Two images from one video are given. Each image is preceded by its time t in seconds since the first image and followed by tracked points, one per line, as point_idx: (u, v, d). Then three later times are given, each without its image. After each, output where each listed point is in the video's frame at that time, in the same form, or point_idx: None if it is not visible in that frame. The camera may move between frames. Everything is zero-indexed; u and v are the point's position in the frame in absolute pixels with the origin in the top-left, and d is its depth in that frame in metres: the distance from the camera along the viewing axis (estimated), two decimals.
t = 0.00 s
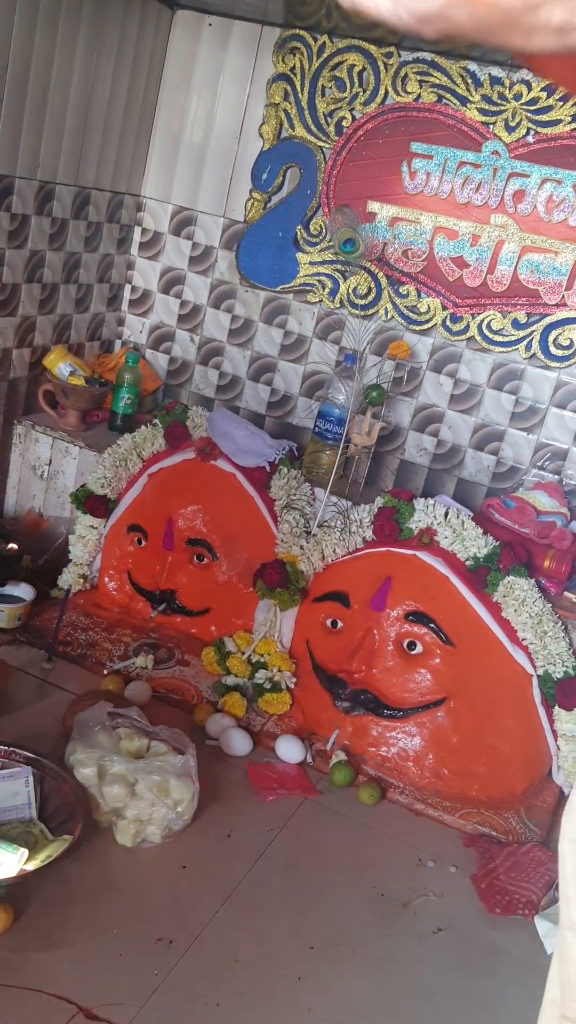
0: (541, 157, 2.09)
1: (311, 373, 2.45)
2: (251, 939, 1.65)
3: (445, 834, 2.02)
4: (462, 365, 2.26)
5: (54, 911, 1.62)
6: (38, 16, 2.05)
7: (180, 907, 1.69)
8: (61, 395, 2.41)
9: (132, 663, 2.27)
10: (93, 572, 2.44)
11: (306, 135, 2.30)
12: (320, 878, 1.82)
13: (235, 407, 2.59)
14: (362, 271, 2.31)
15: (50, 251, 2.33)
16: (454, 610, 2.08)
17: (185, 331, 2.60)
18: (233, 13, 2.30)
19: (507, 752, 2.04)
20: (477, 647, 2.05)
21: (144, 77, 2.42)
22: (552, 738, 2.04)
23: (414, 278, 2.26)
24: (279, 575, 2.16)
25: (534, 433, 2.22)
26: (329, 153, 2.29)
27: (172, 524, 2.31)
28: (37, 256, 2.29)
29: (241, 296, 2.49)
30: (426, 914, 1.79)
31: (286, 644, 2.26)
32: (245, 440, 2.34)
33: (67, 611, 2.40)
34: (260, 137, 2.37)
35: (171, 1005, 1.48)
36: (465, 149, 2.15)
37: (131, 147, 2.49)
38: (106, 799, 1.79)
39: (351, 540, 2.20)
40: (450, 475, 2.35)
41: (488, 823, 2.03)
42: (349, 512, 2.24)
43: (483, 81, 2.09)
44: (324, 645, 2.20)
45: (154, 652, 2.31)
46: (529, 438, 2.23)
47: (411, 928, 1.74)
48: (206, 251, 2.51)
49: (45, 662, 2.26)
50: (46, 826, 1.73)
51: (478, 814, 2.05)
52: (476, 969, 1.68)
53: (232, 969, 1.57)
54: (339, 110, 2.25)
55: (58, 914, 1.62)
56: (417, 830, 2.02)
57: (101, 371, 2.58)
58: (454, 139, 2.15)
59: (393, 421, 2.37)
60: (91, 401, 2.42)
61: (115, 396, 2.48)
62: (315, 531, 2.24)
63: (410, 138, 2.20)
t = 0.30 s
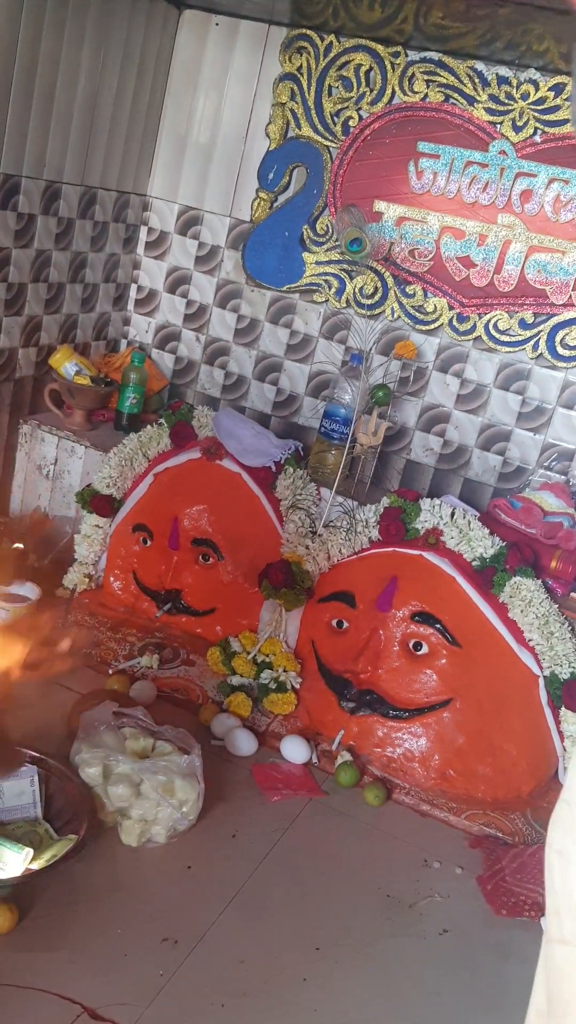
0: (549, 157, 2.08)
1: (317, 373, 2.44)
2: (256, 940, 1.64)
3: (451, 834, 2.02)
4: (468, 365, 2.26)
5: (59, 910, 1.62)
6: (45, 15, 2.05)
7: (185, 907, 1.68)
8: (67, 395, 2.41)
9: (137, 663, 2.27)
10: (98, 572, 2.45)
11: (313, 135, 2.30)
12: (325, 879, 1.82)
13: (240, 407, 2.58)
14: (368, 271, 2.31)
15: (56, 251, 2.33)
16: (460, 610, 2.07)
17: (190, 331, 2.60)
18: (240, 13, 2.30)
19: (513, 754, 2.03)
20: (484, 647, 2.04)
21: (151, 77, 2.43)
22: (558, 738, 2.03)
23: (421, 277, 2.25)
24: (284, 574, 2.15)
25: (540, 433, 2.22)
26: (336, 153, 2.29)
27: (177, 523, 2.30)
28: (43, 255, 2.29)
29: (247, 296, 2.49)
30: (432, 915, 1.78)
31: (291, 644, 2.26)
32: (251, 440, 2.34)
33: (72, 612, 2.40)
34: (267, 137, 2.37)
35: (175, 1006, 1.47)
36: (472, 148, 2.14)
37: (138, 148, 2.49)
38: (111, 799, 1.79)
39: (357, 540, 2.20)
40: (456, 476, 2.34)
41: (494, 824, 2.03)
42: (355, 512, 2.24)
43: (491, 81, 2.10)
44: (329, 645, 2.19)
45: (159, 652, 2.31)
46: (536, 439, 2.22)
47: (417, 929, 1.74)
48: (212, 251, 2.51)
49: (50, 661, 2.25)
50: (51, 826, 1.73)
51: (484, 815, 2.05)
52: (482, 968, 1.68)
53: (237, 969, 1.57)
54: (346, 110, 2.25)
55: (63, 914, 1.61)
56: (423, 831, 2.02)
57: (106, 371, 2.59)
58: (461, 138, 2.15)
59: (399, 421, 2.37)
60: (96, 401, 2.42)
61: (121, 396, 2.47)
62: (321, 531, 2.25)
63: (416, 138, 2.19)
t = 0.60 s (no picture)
0: (553, 156, 2.08)
1: (321, 372, 2.44)
2: (257, 940, 1.64)
3: (454, 834, 2.01)
4: (472, 365, 2.25)
5: (60, 910, 1.62)
6: (49, 14, 2.05)
7: (187, 907, 1.68)
8: (69, 393, 2.42)
9: (140, 662, 2.26)
10: (102, 571, 2.45)
11: (317, 134, 2.30)
12: (327, 879, 1.81)
13: (244, 407, 2.58)
14: (372, 270, 2.30)
15: (60, 251, 2.33)
16: (464, 611, 2.07)
17: (194, 331, 2.60)
18: (244, 12, 2.30)
19: (516, 754, 2.02)
20: (487, 647, 2.04)
21: (155, 77, 2.43)
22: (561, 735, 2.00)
23: (425, 277, 2.25)
24: (287, 574, 2.15)
25: (545, 433, 2.21)
26: (339, 153, 2.28)
27: (180, 523, 2.31)
28: (46, 255, 2.29)
29: (251, 296, 2.48)
30: (434, 916, 1.78)
31: (294, 644, 2.25)
32: (254, 439, 2.33)
33: (75, 610, 2.40)
34: (271, 136, 2.36)
35: (177, 1006, 1.47)
36: (476, 147, 2.14)
37: (142, 147, 2.49)
38: (113, 799, 1.79)
39: (360, 540, 2.19)
40: (460, 477, 2.33)
41: (496, 824, 2.02)
42: (358, 512, 2.23)
43: (495, 80, 2.09)
44: (332, 645, 2.19)
45: (162, 651, 2.31)
46: (540, 439, 2.22)
47: (420, 930, 1.73)
48: (215, 250, 2.51)
49: (53, 659, 2.25)
50: (52, 825, 1.74)
51: (487, 815, 2.04)
52: (484, 970, 1.67)
53: (240, 971, 1.56)
54: (350, 109, 2.24)
55: (64, 913, 1.61)
56: (426, 831, 2.01)
57: (110, 370, 2.58)
58: (465, 137, 2.14)
59: (403, 421, 2.37)
60: (99, 401, 2.43)
61: (124, 396, 2.47)
62: (324, 531, 2.23)
63: (420, 137, 2.19)
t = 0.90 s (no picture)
0: (560, 155, 2.07)
1: (327, 372, 2.43)
2: (262, 941, 1.63)
3: (460, 835, 2.00)
4: (479, 365, 2.24)
5: (65, 910, 1.62)
6: (56, 15, 2.05)
7: (192, 907, 1.68)
8: (75, 392, 2.42)
9: (145, 662, 2.26)
10: (107, 571, 2.45)
11: (323, 133, 2.29)
12: (332, 880, 1.81)
13: (250, 407, 2.58)
14: (378, 269, 2.30)
15: (66, 251, 2.33)
16: (471, 611, 2.06)
17: (200, 331, 2.60)
18: (250, 11, 2.30)
19: (523, 754, 2.02)
20: (493, 648, 2.03)
21: (162, 76, 2.43)
22: (568, 738, 2.04)
23: (431, 277, 2.24)
24: (293, 575, 2.15)
25: (551, 433, 2.20)
26: (346, 152, 2.28)
27: (186, 523, 2.31)
28: (53, 255, 2.29)
29: (257, 296, 2.48)
30: (439, 917, 1.77)
31: (299, 644, 2.25)
32: (261, 439, 2.31)
33: (81, 610, 2.40)
34: (277, 135, 2.36)
35: (182, 1006, 1.47)
36: (483, 146, 2.13)
37: (149, 147, 2.49)
38: (118, 799, 1.79)
39: (366, 540, 2.19)
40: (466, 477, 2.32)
41: (502, 825, 2.02)
42: (364, 512, 2.22)
43: (502, 79, 2.09)
44: (337, 645, 2.19)
45: (168, 651, 2.31)
46: (547, 438, 2.21)
47: (426, 932, 1.73)
48: (221, 250, 2.50)
49: (59, 659, 2.24)
50: (57, 825, 1.75)
51: (493, 815, 2.04)
52: (490, 971, 1.67)
53: (245, 972, 1.56)
54: (357, 108, 2.24)
55: (69, 913, 1.61)
56: (433, 832, 2.00)
57: (116, 371, 2.58)
58: (472, 136, 2.14)
59: (409, 421, 2.36)
60: (105, 401, 2.43)
61: (130, 396, 2.48)
62: (330, 531, 2.23)
63: (427, 136, 2.18)
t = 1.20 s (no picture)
0: (568, 155, 2.06)
1: (334, 373, 2.43)
2: (268, 942, 1.63)
3: (466, 837, 1.99)
4: (486, 365, 2.24)
5: (72, 911, 1.62)
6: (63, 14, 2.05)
7: (198, 907, 1.68)
8: (82, 392, 2.42)
9: (151, 662, 2.26)
10: (114, 571, 2.44)
11: (330, 134, 2.29)
12: (338, 882, 1.80)
13: (257, 407, 2.58)
14: (385, 270, 2.30)
15: (73, 251, 2.34)
16: (478, 610, 2.05)
17: (207, 331, 2.60)
18: (258, 12, 2.30)
19: (530, 756, 2.00)
20: (500, 649, 2.03)
21: (169, 77, 2.43)
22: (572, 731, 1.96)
23: (438, 277, 2.24)
24: (299, 575, 2.15)
25: (559, 433, 2.19)
26: (353, 152, 2.28)
27: (192, 523, 2.31)
28: (60, 255, 2.29)
29: (264, 296, 2.48)
30: (444, 919, 1.76)
31: (306, 645, 2.24)
32: (267, 439, 2.33)
33: (87, 610, 2.40)
34: (284, 136, 2.36)
35: (187, 1007, 1.47)
36: (490, 147, 2.13)
37: (156, 148, 2.50)
38: (124, 799, 1.78)
39: (373, 541, 2.18)
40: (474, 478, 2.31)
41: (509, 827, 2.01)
42: (371, 512, 2.22)
43: (509, 78, 2.08)
44: (343, 646, 2.18)
45: (174, 652, 2.30)
46: (554, 438, 2.20)
47: (432, 934, 1.72)
48: (228, 250, 2.50)
49: (65, 659, 2.24)
50: (63, 825, 1.75)
51: (501, 817, 2.02)
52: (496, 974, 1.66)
53: (250, 973, 1.56)
54: (364, 108, 2.23)
55: (75, 914, 1.61)
56: (438, 835, 2.00)
57: (123, 370, 2.58)
58: (480, 137, 2.13)
59: (416, 421, 2.35)
60: (112, 400, 2.43)
61: (137, 396, 2.47)
62: (336, 532, 2.23)
63: (435, 137, 2.18)
